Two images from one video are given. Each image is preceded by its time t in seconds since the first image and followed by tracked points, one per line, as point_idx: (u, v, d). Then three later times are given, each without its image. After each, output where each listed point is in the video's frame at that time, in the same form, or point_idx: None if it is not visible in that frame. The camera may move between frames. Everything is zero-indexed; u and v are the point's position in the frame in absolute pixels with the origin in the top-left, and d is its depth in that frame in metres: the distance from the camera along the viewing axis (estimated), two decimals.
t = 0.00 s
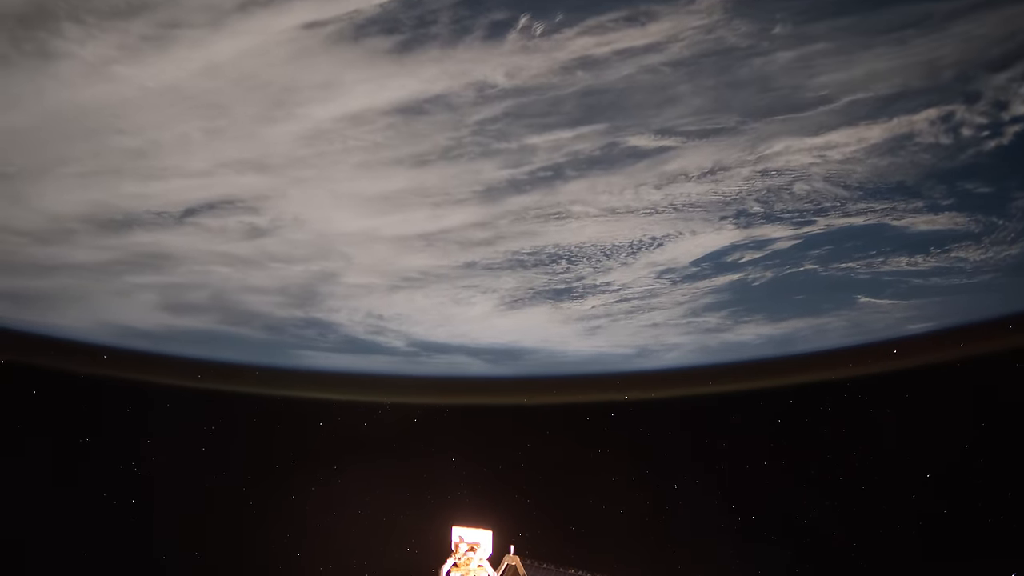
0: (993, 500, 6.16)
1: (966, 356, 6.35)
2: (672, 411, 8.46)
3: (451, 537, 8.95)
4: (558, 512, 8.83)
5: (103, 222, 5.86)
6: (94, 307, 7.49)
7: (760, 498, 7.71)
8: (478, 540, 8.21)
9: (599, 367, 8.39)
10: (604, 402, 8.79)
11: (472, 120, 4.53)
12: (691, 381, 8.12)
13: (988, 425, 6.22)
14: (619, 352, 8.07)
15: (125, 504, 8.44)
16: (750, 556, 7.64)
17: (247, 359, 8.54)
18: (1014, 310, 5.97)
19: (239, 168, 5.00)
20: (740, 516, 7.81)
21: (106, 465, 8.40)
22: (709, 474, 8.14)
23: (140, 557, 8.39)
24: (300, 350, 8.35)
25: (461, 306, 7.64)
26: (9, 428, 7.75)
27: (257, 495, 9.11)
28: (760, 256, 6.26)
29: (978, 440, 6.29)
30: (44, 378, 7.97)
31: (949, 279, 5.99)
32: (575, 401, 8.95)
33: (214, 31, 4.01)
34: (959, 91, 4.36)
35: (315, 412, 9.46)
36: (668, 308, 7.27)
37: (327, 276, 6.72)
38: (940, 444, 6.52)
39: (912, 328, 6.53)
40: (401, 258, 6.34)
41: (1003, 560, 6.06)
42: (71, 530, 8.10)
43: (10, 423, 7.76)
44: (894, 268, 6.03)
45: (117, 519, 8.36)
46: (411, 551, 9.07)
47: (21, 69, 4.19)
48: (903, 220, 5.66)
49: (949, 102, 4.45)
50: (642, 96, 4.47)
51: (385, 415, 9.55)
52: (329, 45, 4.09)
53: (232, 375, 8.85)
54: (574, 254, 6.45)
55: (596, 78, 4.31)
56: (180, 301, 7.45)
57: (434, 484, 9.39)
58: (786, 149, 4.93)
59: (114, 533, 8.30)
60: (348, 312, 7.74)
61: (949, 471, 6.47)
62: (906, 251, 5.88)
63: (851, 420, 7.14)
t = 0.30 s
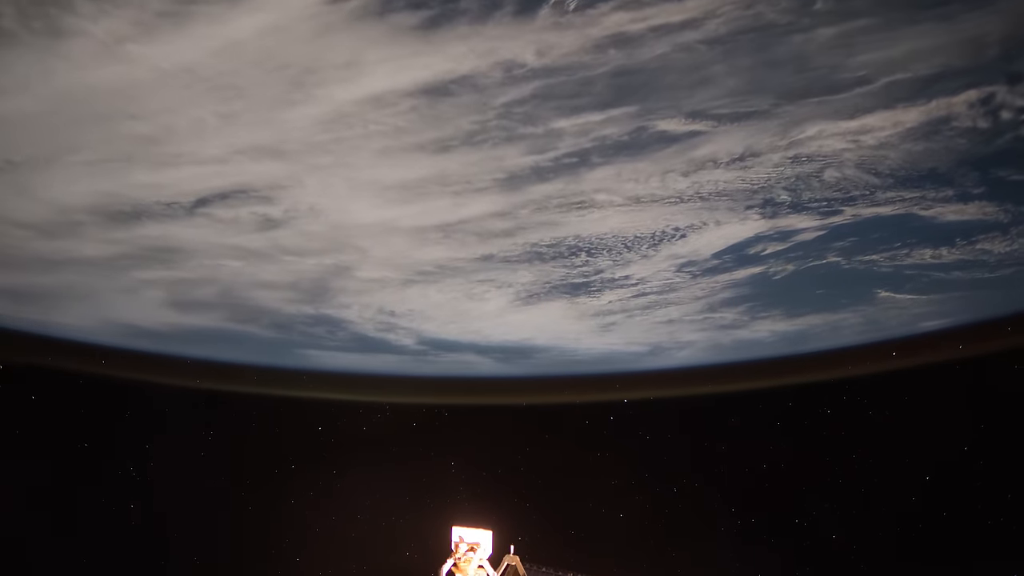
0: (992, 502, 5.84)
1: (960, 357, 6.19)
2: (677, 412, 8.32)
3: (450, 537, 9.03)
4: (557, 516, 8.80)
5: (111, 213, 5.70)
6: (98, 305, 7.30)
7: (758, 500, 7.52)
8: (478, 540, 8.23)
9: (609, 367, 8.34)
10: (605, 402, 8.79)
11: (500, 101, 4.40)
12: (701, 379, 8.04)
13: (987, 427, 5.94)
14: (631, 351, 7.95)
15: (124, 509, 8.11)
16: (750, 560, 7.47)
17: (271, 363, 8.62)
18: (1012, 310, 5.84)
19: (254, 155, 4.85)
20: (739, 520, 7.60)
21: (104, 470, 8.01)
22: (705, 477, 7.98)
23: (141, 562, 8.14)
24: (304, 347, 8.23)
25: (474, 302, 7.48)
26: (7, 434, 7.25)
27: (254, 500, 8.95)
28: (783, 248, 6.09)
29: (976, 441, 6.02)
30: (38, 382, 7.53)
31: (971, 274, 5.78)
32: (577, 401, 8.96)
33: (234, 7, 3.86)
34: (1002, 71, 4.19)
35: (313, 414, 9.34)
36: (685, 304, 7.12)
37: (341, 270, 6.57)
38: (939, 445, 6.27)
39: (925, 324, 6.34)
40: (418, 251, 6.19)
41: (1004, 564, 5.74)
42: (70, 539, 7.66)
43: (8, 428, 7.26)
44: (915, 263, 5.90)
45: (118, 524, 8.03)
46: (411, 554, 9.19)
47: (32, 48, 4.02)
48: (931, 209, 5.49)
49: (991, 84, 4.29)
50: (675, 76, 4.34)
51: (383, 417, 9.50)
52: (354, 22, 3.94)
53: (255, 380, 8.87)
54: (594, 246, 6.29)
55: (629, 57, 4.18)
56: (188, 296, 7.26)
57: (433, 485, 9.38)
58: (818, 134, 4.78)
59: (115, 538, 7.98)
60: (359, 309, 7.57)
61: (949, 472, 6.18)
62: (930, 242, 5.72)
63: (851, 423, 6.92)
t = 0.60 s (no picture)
0: (990, 503, 5.50)
1: (959, 357, 5.88)
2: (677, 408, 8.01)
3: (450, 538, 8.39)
4: (557, 519, 8.27)
5: (121, 203, 5.55)
6: (101, 301, 7.14)
7: (760, 506, 7.10)
8: (477, 540, 7.63)
9: (617, 366, 8.16)
10: (611, 402, 8.50)
11: (528, 82, 4.26)
12: (707, 377, 7.77)
13: (989, 427, 5.56)
14: (643, 349, 7.82)
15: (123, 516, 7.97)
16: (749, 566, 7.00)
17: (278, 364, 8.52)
18: (1011, 311, 5.62)
19: (271, 141, 4.71)
20: (739, 523, 7.17)
21: (102, 473, 7.97)
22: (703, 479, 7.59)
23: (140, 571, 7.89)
24: (311, 346, 8.12)
25: (490, 297, 7.31)
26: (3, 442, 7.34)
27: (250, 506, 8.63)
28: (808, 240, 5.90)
29: (973, 441, 5.67)
30: (34, 389, 7.55)
31: (995, 266, 5.52)
32: (577, 402, 8.70)
33: None
34: None
35: (317, 420, 9.13)
36: (703, 299, 6.97)
37: (355, 264, 6.40)
38: (937, 446, 5.92)
39: (939, 322, 6.04)
40: (436, 243, 6.05)
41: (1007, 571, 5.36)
42: (70, 544, 7.58)
43: (4, 435, 7.35)
44: (937, 259, 5.74)
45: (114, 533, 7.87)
46: (410, 558, 8.51)
47: (44, 25, 3.89)
48: (961, 199, 5.26)
49: None
50: (709, 55, 4.20)
51: (386, 418, 9.25)
52: None
53: (268, 381, 8.80)
54: (615, 237, 6.13)
55: (663, 34, 4.04)
56: (195, 292, 7.04)
57: (432, 489, 8.89)
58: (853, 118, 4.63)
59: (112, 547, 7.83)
60: (370, 305, 7.38)
61: (948, 474, 5.81)
62: (956, 233, 5.51)
63: (850, 425, 6.56)
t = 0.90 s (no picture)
0: (993, 507, 5.70)
1: (960, 358, 6.15)
2: (677, 406, 8.09)
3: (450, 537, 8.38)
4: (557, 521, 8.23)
5: (131, 193, 5.36)
6: (107, 298, 6.95)
7: (760, 509, 7.21)
8: (478, 540, 7.82)
9: (632, 365, 8.13)
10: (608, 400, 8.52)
11: (558, 61, 4.11)
12: (714, 377, 7.83)
13: (987, 430, 5.84)
14: (657, 346, 7.72)
15: (123, 521, 7.61)
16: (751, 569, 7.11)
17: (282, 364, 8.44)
18: (1013, 311, 5.91)
19: (288, 125, 4.55)
20: (739, 526, 7.30)
21: (101, 480, 7.57)
22: (704, 479, 7.64)
23: None
24: (320, 345, 8.02)
25: (505, 292, 7.13)
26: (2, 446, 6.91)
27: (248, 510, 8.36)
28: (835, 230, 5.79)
29: (976, 445, 5.89)
30: (32, 392, 7.15)
31: (1019, 259, 5.56)
32: (575, 402, 8.67)
33: None
34: None
35: (315, 423, 8.90)
36: (722, 293, 6.85)
37: (370, 256, 6.24)
38: (940, 450, 6.13)
39: (953, 319, 6.20)
40: (454, 234, 5.89)
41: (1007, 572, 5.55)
42: (66, 553, 7.19)
43: (4, 440, 6.92)
44: (962, 249, 5.70)
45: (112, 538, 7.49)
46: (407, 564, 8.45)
47: None
48: (992, 186, 5.18)
49: None
50: (747, 32, 4.04)
51: (385, 420, 9.09)
52: None
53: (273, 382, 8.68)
54: (637, 228, 5.96)
55: (700, 10, 3.89)
56: (204, 288, 6.86)
57: (433, 496, 8.78)
58: (890, 100, 4.48)
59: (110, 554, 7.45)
60: (382, 300, 7.21)
61: (949, 476, 6.03)
62: (983, 224, 5.46)
63: (849, 427, 6.75)
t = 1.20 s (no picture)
0: (995, 510, 5.99)
1: (961, 360, 6.46)
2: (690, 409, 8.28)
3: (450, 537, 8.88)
4: (557, 522, 8.65)
5: (140, 184, 5.22)
6: (114, 298, 6.83)
7: (759, 511, 7.55)
8: (477, 540, 8.44)
9: (642, 363, 8.20)
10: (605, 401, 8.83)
11: (590, 39, 3.97)
12: (728, 376, 8.02)
13: (986, 431, 6.16)
14: (668, 343, 7.69)
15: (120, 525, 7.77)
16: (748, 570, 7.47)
17: (291, 363, 8.46)
18: (1010, 313, 6.16)
19: (307, 108, 4.41)
20: (737, 529, 7.64)
21: (101, 486, 7.70)
22: (709, 482, 7.95)
23: None
24: (328, 343, 7.93)
25: (521, 287, 6.91)
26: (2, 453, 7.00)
27: (251, 511, 8.69)
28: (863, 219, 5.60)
29: (977, 449, 6.20)
30: (33, 400, 7.27)
31: None
32: (572, 403, 9.01)
33: None
34: None
35: (320, 423, 9.13)
36: (742, 288, 6.71)
37: (385, 249, 6.10)
38: (940, 454, 6.45)
39: (972, 314, 6.31)
40: (472, 225, 5.75)
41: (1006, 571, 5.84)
42: (61, 559, 7.31)
43: (4, 446, 7.01)
44: (991, 237, 5.57)
45: (111, 542, 7.66)
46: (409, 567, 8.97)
47: None
48: None
49: None
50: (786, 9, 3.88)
51: (384, 427, 9.29)
52: None
53: (275, 383, 8.83)
54: (660, 219, 5.80)
55: None
56: (212, 285, 6.71)
57: (432, 508, 9.11)
58: (930, 81, 4.34)
59: (109, 556, 7.63)
60: (394, 296, 7.01)
61: (949, 479, 6.37)
62: (1014, 213, 5.34)
63: (849, 430, 7.10)
